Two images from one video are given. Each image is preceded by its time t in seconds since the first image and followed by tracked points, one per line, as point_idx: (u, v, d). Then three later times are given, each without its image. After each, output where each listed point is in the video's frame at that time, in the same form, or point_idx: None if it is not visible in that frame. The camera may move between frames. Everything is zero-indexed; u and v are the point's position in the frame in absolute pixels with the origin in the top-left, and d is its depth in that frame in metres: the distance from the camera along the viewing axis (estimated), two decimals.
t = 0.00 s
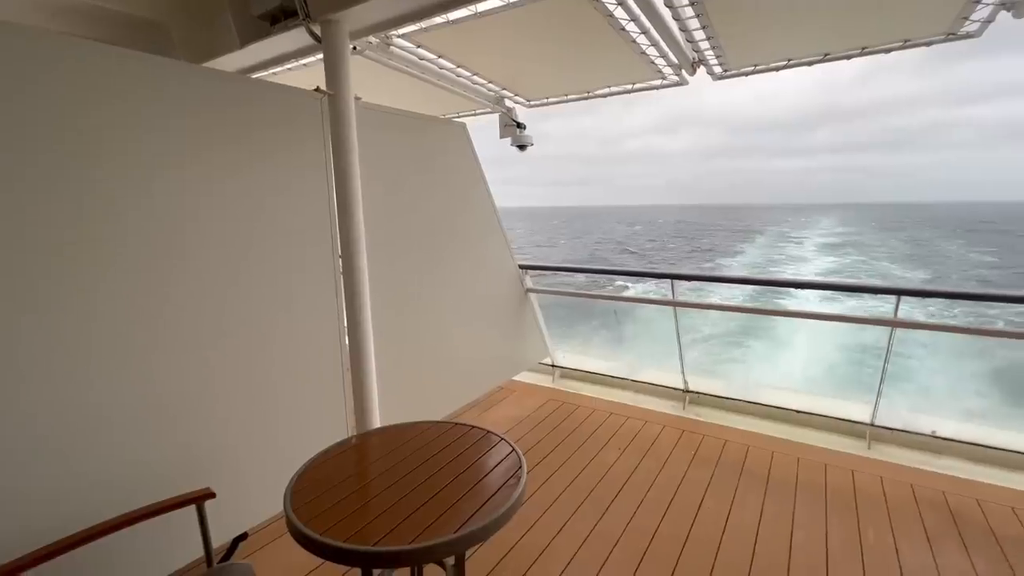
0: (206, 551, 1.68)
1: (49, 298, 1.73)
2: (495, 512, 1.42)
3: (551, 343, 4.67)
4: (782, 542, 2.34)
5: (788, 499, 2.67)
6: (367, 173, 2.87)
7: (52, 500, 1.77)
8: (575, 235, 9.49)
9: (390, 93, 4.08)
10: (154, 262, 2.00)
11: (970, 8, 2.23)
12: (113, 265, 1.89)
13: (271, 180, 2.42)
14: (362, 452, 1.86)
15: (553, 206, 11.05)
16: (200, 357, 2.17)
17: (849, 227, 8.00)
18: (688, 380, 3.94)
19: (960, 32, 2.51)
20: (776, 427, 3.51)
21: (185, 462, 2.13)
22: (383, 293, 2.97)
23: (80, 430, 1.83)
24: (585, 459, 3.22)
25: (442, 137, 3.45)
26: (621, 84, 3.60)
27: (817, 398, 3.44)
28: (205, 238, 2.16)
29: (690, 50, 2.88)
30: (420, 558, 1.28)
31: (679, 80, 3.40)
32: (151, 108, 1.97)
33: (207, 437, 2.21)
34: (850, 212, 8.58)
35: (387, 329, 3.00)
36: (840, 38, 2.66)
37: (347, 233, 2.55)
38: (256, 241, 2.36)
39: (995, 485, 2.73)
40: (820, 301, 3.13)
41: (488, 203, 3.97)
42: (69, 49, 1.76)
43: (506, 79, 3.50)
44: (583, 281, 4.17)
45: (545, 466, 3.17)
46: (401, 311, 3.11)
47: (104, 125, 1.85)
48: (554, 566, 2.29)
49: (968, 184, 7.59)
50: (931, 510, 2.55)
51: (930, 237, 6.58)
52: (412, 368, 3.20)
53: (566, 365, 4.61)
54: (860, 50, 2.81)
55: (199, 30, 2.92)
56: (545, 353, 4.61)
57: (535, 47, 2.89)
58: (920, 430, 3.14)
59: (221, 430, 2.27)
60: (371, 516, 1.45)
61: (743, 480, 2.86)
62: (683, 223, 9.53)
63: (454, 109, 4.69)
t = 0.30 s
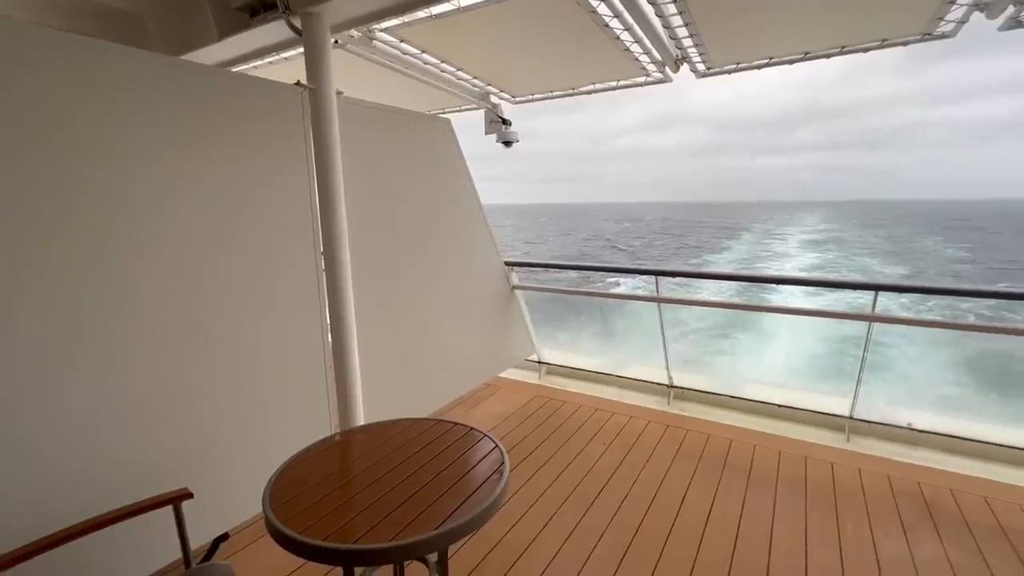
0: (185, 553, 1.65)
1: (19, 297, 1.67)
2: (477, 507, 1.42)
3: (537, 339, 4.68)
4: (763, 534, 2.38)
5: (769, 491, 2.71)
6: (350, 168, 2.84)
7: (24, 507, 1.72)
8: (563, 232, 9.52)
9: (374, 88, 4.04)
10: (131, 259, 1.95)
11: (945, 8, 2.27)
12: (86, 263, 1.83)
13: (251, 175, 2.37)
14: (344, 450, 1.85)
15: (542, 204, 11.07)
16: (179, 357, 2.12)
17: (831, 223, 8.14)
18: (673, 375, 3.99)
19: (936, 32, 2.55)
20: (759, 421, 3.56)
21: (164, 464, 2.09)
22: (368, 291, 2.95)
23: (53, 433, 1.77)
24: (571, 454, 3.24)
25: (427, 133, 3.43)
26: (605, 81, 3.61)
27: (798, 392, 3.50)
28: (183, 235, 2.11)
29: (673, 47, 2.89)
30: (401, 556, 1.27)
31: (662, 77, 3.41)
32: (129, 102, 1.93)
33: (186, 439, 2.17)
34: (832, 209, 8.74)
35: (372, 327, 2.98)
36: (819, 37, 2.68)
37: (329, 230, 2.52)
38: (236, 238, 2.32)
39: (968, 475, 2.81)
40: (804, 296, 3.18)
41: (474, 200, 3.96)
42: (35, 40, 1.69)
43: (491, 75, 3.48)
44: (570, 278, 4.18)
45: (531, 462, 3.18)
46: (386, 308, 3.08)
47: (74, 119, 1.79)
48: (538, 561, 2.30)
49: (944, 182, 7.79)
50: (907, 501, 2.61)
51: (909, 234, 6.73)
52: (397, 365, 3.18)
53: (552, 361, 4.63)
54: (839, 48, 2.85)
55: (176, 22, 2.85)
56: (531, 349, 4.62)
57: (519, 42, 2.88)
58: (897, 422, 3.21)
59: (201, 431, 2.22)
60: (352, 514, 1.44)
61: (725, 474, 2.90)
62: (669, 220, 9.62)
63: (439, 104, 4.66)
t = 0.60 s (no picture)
0: (157, 559, 1.61)
1: None
2: (455, 504, 1.42)
3: (521, 336, 4.68)
4: (740, 526, 2.42)
5: (747, 484, 2.76)
6: (329, 164, 2.79)
7: None
8: (549, 229, 9.54)
9: (354, 83, 3.99)
10: (103, 256, 1.89)
11: (916, 9, 2.31)
12: (52, 261, 1.75)
13: (227, 171, 2.30)
14: (321, 448, 1.83)
15: (528, 201, 11.08)
16: (150, 358, 2.05)
17: (811, 221, 8.30)
18: (654, 370, 4.03)
19: (907, 33, 2.60)
20: (738, 415, 3.62)
21: (136, 467, 2.03)
22: (348, 288, 2.91)
23: (16, 438, 1.70)
24: (554, 450, 3.25)
25: (408, 128, 3.39)
26: (587, 78, 3.60)
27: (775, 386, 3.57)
28: (155, 232, 2.04)
29: (653, 44, 2.90)
30: (376, 555, 1.26)
31: (643, 75, 3.43)
32: (100, 94, 1.86)
33: (160, 442, 2.11)
34: (811, 207, 8.92)
35: (353, 325, 2.94)
36: (796, 36, 2.71)
37: (306, 227, 2.48)
38: (211, 235, 2.25)
39: (937, 466, 2.89)
40: (784, 291, 3.22)
41: (457, 196, 3.94)
42: None
43: (472, 71, 3.46)
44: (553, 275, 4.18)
45: (514, 458, 3.19)
46: (366, 306, 3.05)
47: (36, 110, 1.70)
48: (520, 557, 2.30)
49: (919, 180, 8.01)
50: (879, 491, 2.68)
51: (886, 231, 6.90)
52: (379, 362, 3.15)
53: (535, 358, 4.64)
54: (815, 48, 2.89)
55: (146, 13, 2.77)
56: (515, 346, 4.62)
57: (499, 38, 2.86)
58: (871, 415, 3.28)
59: (176, 434, 2.16)
60: (328, 513, 1.43)
61: (705, 467, 2.94)
62: (654, 217, 9.71)
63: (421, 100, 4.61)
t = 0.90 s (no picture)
0: (123, 565, 1.56)
1: None
2: (430, 500, 1.42)
3: (502, 334, 4.67)
4: (715, 518, 2.46)
5: (722, 477, 2.81)
6: (304, 160, 2.74)
7: None
8: (533, 226, 9.58)
9: (331, 78, 3.94)
10: (68, 253, 1.82)
11: (881, 12, 2.38)
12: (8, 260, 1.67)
13: (196, 166, 2.23)
14: (297, 447, 1.81)
15: (511, 199, 11.11)
16: (116, 360, 1.98)
17: (788, 218, 8.49)
18: (634, 366, 4.06)
19: (875, 35, 2.67)
20: (715, 410, 3.67)
21: (102, 473, 1.96)
22: (325, 286, 2.86)
23: None
24: (534, 446, 3.26)
25: (385, 124, 3.34)
26: (566, 76, 3.61)
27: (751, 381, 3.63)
28: (120, 229, 1.97)
29: (630, 43, 2.92)
30: (349, 555, 1.25)
31: (620, 73, 3.45)
32: (60, 85, 1.78)
33: (128, 446, 2.04)
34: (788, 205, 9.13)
35: (330, 324, 2.89)
36: (768, 37, 2.76)
37: (280, 224, 2.43)
38: (180, 232, 2.18)
39: (904, 456, 2.98)
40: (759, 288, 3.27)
41: (437, 194, 3.92)
42: None
43: (450, 67, 3.44)
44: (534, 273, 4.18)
45: (495, 454, 3.19)
46: (343, 304, 3.00)
47: None
48: (499, 552, 2.31)
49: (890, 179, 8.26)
50: (849, 481, 2.75)
51: (859, 228, 7.11)
52: (357, 361, 3.11)
53: (516, 355, 4.64)
54: (787, 49, 2.94)
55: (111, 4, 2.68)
56: (496, 343, 4.62)
57: (475, 34, 2.84)
58: (842, 407, 3.37)
59: (145, 437, 2.10)
60: (300, 513, 1.41)
61: (682, 461, 2.99)
62: (636, 215, 9.82)
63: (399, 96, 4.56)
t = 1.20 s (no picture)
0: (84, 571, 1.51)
1: None
2: (403, 499, 1.41)
3: (481, 331, 4.66)
4: (690, 511, 2.50)
5: (698, 470, 2.86)
6: (276, 156, 2.67)
7: None
8: (516, 223, 9.62)
9: (304, 72, 3.86)
10: (24, 249, 1.74)
11: (848, 14, 2.44)
12: None
13: (162, 160, 2.16)
14: (268, 448, 1.78)
15: (493, 198, 11.13)
16: (78, 361, 1.91)
17: (765, 216, 8.67)
18: (612, 362, 4.10)
19: (843, 36, 2.73)
20: (692, 404, 3.73)
21: (63, 478, 1.89)
22: (299, 285, 2.80)
23: None
24: (513, 443, 3.27)
25: (361, 120, 3.29)
26: (543, 73, 3.61)
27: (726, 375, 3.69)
28: (80, 225, 1.89)
29: (606, 41, 2.93)
30: (320, 556, 1.24)
31: (597, 71, 3.46)
32: (13, 74, 1.70)
33: (91, 450, 1.97)
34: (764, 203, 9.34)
35: (304, 323, 2.84)
36: (740, 37, 2.81)
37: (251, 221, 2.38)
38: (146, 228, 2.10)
39: (872, 446, 3.07)
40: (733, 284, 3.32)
41: (415, 191, 3.88)
42: None
43: (427, 62, 3.40)
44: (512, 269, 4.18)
45: (474, 452, 3.19)
46: (319, 302, 2.95)
47: None
48: (478, 549, 2.31)
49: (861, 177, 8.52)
50: (819, 472, 2.82)
51: (833, 226, 7.31)
52: (334, 360, 3.07)
53: (496, 352, 4.63)
54: (759, 49, 2.99)
55: None
56: (475, 341, 4.60)
57: (450, 30, 2.81)
58: (813, 400, 3.45)
59: (110, 440, 2.02)
60: (270, 514, 1.39)
61: (658, 455, 3.03)
62: (617, 214, 9.93)
63: (375, 92, 4.50)
